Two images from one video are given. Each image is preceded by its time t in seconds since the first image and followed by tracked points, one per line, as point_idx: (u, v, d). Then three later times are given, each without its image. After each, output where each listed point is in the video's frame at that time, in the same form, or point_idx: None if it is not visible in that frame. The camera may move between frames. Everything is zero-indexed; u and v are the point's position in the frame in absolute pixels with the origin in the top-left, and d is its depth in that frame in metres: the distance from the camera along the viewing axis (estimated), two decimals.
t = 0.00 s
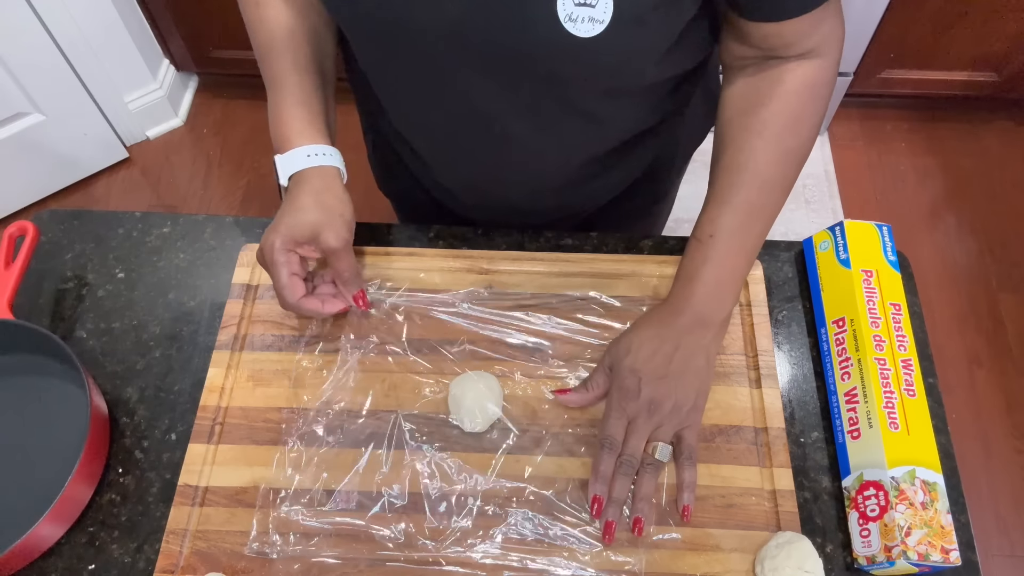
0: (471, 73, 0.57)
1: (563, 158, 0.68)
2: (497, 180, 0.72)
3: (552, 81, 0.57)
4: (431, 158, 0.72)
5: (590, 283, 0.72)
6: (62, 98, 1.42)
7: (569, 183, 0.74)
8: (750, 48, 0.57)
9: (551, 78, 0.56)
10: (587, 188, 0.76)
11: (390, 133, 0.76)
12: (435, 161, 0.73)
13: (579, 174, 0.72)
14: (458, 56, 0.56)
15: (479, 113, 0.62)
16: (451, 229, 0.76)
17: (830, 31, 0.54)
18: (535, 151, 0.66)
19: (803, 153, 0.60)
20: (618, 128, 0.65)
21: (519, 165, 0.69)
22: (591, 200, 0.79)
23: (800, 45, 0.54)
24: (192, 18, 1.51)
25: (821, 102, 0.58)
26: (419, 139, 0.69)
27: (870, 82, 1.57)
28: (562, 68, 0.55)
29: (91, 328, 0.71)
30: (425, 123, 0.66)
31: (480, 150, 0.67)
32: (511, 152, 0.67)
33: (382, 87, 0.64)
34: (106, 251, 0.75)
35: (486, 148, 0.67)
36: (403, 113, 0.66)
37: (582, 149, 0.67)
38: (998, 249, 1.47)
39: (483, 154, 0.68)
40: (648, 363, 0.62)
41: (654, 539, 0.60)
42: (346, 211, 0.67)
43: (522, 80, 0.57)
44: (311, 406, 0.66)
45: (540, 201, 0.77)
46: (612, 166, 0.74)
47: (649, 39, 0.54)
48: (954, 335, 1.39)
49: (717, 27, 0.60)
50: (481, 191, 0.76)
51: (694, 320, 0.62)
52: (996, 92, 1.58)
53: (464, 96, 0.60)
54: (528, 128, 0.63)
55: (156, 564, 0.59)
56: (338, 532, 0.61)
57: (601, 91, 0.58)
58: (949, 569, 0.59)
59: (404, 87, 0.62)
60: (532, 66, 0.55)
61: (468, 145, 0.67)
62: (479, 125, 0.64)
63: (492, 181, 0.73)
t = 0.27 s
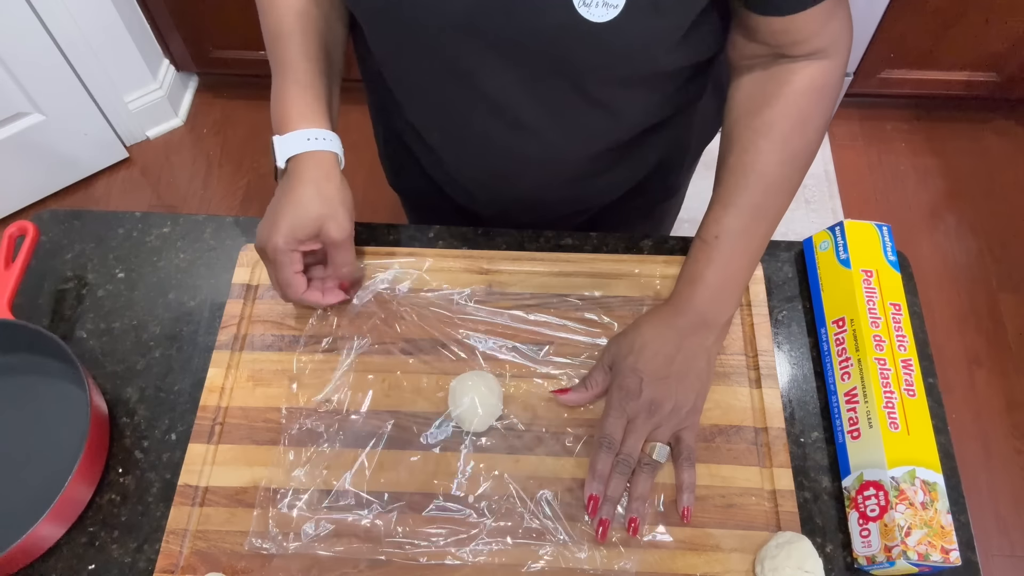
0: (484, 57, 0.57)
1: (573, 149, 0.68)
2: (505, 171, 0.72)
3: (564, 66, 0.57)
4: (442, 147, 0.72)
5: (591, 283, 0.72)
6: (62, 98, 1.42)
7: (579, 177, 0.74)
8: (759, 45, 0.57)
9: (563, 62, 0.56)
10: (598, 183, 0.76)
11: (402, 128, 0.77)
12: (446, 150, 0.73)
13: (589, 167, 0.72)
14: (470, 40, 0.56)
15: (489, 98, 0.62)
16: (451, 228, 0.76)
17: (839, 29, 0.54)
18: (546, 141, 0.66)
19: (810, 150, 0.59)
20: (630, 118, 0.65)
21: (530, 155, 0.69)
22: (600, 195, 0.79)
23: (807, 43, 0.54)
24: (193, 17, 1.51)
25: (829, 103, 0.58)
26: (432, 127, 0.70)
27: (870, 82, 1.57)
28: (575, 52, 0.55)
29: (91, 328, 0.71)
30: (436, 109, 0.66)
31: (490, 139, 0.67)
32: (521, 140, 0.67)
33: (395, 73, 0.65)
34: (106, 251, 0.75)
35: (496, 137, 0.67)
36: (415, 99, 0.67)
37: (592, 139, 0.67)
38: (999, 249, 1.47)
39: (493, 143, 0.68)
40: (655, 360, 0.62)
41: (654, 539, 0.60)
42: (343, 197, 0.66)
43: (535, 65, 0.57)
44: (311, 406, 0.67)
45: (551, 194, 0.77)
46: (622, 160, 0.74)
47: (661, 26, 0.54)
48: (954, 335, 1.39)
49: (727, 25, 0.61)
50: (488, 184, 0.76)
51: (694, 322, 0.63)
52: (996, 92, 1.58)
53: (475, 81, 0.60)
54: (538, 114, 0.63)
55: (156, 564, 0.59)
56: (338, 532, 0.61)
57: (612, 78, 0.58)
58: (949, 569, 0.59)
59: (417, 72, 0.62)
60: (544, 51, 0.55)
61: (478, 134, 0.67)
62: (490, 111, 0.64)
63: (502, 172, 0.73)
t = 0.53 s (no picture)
0: (495, 44, 0.58)
1: (582, 139, 0.68)
2: (513, 163, 0.73)
3: (576, 53, 0.57)
4: (450, 140, 0.72)
5: (591, 283, 0.72)
6: (62, 98, 1.42)
7: (588, 170, 0.74)
8: (767, 43, 0.57)
9: (574, 48, 0.57)
10: (605, 177, 0.76)
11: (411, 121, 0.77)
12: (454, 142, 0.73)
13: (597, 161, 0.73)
14: (482, 25, 0.56)
15: (500, 87, 0.62)
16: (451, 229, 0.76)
17: (846, 31, 0.54)
18: (555, 130, 0.66)
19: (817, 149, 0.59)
20: (638, 110, 0.65)
21: (539, 145, 0.69)
22: (608, 189, 0.79)
23: (813, 42, 0.54)
24: (192, 17, 1.51)
25: (837, 102, 0.58)
26: (441, 119, 0.70)
27: (870, 82, 1.57)
28: (586, 37, 0.55)
29: (92, 328, 0.71)
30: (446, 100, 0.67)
31: (499, 129, 0.68)
32: (531, 130, 0.67)
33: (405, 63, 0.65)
34: (106, 251, 0.75)
35: (505, 127, 0.67)
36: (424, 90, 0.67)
37: (601, 129, 0.67)
38: (999, 249, 1.47)
39: (502, 134, 0.68)
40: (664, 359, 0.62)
41: (654, 539, 0.60)
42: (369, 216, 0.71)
43: (547, 50, 0.58)
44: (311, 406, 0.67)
45: (558, 187, 0.77)
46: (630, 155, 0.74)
47: (672, 17, 0.54)
48: (954, 335, 1.39)
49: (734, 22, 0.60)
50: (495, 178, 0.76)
51: (698, 322, 0.63)
52: (997, 92, 1.58)
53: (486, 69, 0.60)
54: (549, 102, 0.63)
55: (156, 564, 0.59)
56: (337, 532, 0.61)
57: (623, 67, 0.59)
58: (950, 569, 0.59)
59: (428, 62, 0.63)
60: (556, 36, 0.56)
61: (487, 125, 0.68)
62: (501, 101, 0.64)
63: (510, 163, 0.73)
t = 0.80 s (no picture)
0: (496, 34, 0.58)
1: (585, 134, 0.68)
2: (513, 161, 0.73)
3: (580, 45, 0.58)
4: (450, 140, 0.72)
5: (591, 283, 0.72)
6: (62, 98, 1.42)
7: (588, 168, 0.74)
8: (769, 40, 0.57)
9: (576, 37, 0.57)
10: (606, 175, 0.76)
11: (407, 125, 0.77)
12: (454, 143, 0.73)
13: (600, 158, 0.72)
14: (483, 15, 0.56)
15: (501, 81, 0.62)
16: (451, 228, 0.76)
17: (845, 29, 0.54)
18: (558, 124, 0.66)
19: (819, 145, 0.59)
20: (640, 103, 0.65)
21: (541, 141, 0.69)
22: (609, 187, 0.79)
23: (813, 39, 0.54)
24: (192, 17, 1.51)
25: (838, 99, 0.58)
26: (440, 119, 0.70)
27: (870, 81, 1.57)
28: (592, 28, 0.56)
29: (92, 328, 0.71)
30: (445, 99, 0.67)
31: (500, 125, 0.67)
32: (532, 126, 0.67)
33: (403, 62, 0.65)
34: (106, 251, 0.75)
35: (507, 124, 0.67)
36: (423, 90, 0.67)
37: (604, 123, 0.67)
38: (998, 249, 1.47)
39: (504, 130, 0.68)
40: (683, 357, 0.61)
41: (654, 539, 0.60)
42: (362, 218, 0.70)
43: (551, 42, 0.58)
44: (310, 405, 0.67)
45: (560, 186, 0.77)
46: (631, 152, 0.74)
47: (671, 5, 0.55)
48: (954, 335, 1.39)
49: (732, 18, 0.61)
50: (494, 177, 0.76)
51: (714, 322, 0.61)
52: (996, 92, 1.58)
53: (487, 62, 0.60)
54: (551, 94, 0.63)
55: (156, 564, 0.59)
56: (338, 532, 0.61)
57: (627, 60, 0.59)
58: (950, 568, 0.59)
59: (431, 60, 0.63)
60: (558, 24, 0.56)
61: (488, 123, 0.68)
62: (505, 98, 0.64)
63: (511, 162, 0.73)
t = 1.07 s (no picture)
0: (481, 26, 0.58)
1: (569, 134, 0.68)
2: (499, 164, 0.73)
3: (562, 37, 0.58)
4: (434, 147, 0.72)
5: (591, 283, 0.72)
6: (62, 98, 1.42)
7: (574, 171, 0.74)
8: (754, 25, 0.58)
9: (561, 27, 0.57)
10: (592, 179, 0.76)
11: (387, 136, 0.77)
12: (436, 148, 0.73)
13: (583, 161, 0.73)
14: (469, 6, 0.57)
15: (485, 77, 0.62)
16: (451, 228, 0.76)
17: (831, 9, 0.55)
18: (543, 122, 0.67)
19: (812, 125, 0.60)
20: (623, 102, 0.65)
21: (525, 141, 0.69)
22: (593, 193, 0.79)
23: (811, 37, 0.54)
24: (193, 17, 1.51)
25: (828, 80, 0.59)
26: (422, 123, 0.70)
27: (870, 82, 1.57)
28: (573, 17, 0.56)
29: (92, 328, 0.71)
30: (428, 100, 0.66)
31: (486, 126, 0.68)
32: (517, 124, 0.67)
33: (385, 65, 0.65)
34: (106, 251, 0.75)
35: (490, 125, 0.67)
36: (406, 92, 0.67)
37: (590, 122, 0.67)
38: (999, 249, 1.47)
39: (488, 131, 0.68)
40: (698, 329, 0.58)
41: (654, 539, 0.60)
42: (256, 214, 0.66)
43: (533, 35, 0.58)
44: (310, 405, 0.67)
45: (543, 191, 0.77)
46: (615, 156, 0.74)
47: None
48: (954, 335, 1.39)
49: (713, 11, 0.62)
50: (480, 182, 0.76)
51: (724, 301, 0.59)
52: (996, 92, 1.58)
53: (471, 57, 0.60)
54: (536, 90, 0.63)
55: (156, 564, 0.59)
56: (338, 532, 0.61)
57: (609, 52, 0.60)
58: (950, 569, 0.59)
59: (411, 64, 0.63)
60: (538, 15, 0.57)
61: (472, 125, 0.68)
62: (488, 98, 0.64)
63: (495, 164, 0.73)
